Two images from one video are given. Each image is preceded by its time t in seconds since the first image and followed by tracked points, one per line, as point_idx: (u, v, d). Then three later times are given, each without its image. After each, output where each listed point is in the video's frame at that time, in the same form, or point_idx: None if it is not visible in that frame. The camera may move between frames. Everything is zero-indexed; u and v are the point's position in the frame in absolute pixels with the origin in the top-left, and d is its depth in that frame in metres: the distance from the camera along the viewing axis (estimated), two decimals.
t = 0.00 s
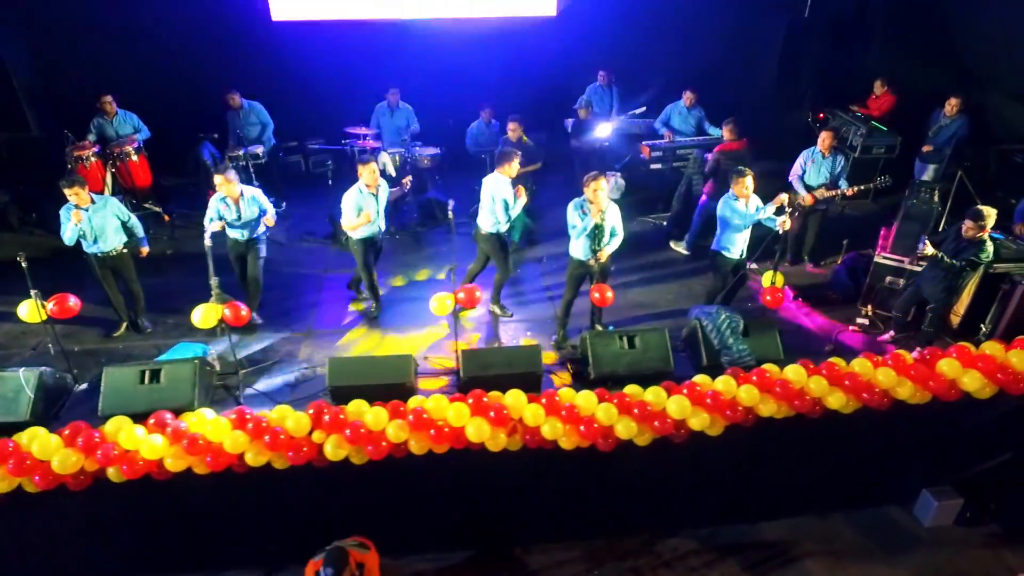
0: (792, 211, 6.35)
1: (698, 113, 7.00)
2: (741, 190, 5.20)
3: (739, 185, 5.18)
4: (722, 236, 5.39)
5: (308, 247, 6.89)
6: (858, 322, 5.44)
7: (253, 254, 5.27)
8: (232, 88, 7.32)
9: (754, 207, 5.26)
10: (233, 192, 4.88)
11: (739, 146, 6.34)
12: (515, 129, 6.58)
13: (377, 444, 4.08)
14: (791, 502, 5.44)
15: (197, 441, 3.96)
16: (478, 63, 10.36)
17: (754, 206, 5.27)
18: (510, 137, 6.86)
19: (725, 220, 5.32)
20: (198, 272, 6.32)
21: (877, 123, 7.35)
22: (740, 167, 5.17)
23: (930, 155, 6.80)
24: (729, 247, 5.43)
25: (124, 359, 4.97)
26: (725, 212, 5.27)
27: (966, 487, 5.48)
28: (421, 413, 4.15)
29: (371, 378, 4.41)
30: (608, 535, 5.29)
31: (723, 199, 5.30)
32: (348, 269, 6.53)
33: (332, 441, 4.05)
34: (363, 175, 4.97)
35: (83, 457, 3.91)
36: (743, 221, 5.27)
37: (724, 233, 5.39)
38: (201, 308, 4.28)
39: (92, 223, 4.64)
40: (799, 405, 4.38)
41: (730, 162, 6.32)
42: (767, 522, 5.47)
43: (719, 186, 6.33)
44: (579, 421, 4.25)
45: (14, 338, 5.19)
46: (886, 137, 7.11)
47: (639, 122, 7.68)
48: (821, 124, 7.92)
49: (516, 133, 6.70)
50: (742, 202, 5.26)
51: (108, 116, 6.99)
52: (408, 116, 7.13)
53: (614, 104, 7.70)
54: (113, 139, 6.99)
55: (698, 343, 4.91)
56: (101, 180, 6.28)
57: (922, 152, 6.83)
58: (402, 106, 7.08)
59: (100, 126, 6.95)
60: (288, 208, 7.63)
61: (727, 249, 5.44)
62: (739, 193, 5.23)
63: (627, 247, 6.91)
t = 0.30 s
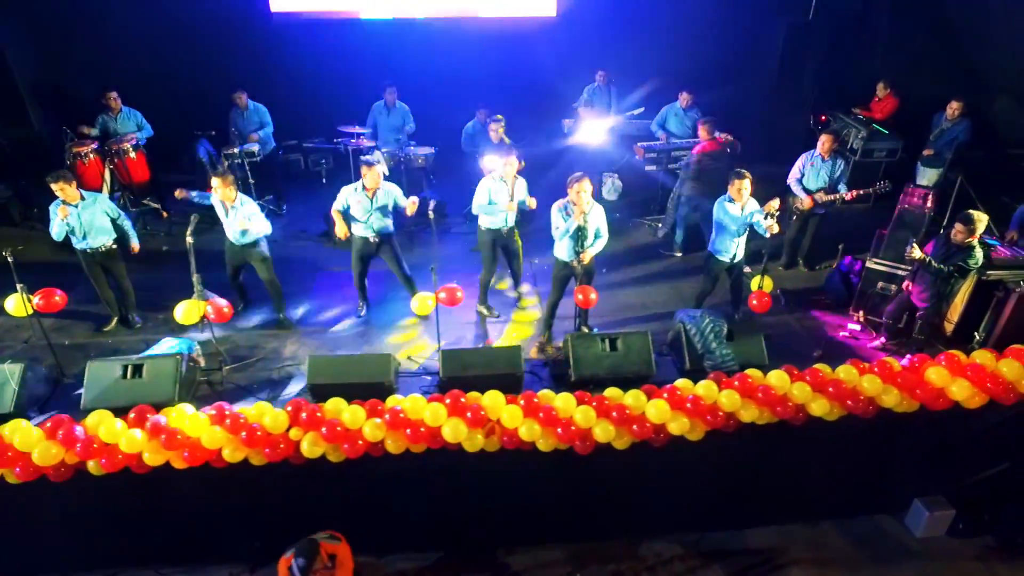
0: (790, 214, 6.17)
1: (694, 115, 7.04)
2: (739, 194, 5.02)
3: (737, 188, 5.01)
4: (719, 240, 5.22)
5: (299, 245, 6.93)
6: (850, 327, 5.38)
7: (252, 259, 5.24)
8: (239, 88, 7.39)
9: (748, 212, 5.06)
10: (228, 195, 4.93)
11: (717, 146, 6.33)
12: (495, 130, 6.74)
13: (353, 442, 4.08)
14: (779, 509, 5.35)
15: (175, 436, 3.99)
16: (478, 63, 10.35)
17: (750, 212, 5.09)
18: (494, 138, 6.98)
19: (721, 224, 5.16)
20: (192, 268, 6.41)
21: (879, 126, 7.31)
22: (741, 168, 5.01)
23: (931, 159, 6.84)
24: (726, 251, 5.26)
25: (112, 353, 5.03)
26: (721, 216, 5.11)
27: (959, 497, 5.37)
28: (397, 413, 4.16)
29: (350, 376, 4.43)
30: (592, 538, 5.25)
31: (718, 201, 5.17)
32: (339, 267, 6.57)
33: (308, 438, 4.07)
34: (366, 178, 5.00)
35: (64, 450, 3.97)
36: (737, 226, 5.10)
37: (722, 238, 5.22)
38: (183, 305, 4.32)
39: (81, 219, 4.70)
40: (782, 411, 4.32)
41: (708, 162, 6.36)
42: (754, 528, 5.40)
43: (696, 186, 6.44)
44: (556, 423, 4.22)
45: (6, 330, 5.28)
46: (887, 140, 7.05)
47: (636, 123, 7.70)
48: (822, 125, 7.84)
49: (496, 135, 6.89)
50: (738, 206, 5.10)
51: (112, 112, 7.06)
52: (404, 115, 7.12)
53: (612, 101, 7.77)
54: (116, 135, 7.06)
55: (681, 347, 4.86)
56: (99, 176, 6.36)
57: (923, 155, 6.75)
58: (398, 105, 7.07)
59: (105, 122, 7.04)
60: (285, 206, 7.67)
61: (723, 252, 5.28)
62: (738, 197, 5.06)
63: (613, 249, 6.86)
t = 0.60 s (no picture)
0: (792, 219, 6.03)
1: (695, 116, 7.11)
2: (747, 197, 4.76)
3: (747, 191, 4.75)
4: (725, 241, 5.04)
5: (296, 241, 6.99)
6: (845, 334, 5.30)
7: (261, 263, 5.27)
8: (251, 85, 7.33)
9: (752, 217, 4.79)
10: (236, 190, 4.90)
11: (695, 145, 6.55)
12: (485, 129, 6.72)
13: (333, 437, 4.10)
14: (772, 516, 5.15)
15: (158, 428, 4.04)
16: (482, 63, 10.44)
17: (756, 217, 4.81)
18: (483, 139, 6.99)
19: (727, 226, 4.95)
20: (191, 261, 6.53)
21: (887, 130, 7.23)
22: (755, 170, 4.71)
23: (938, 164, 6.74)
24: (732, 253, 5.07)
25: (107, 343, 5.14)
26: (726, 217, 4.89)
27: (961, 511, 5.14)
28: (377, 409, 4.17)
29: (335, 372, 4.46)
30: (577, 540, 5.12)
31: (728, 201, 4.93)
32: (335, 261, 6.63)
33: (289, 433, 4.10)
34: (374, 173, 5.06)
35: (51, 437, 4.04)
36: (738, 228, 4.88)
37: (727, 240, 5.02)
38: (172, 298, 4.38)
39: (78, 212, 4.81)
40: (767, 417, 4.24)
41: (688, 160, 6.57)
42: (746, 536, 5.21)
43: (677, 181, 6.61)
44: (536, 424, 4.21)
45: (7, 317, 5.42)
46: (895, 144, 6.96)
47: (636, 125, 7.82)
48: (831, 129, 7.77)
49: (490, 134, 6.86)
50: (744, 209, 4.84)
51: (128, 107, 7.18)
52: (406, 113, 7.14)
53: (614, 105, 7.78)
54: (128, 131, 7.19)
55: (668, 350, 4.83)
56: (105, 170, 6.52)
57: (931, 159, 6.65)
58: (400, 103, 7.09)
59: (118, 118, 7.19)
60: (287, 202, 7.76)
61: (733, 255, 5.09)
62: (745, 200, 4.80)
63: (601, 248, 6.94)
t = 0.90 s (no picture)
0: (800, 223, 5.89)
1: (704, 117, 7.11)
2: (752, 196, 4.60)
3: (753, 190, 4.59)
4: (730, 243, 4.87)
5: (305, 234, 7.11)
6: (848, 343, 5.13)
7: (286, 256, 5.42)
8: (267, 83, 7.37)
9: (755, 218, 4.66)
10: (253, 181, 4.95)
11: (679, 145, 6.35)
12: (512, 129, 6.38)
13: (322, 429, 4.15)
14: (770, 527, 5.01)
15: (153, 413, 4.13)
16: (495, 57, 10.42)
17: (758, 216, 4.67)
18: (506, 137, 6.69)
19: (731, 227, 4.80)
20: (201, 252, 6.69)
21: (905, 133, 7.07)
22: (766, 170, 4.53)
23: (956, 170, 6.53)
24: (736, 255, 4.89)
25: (113, 328, 5.30)
26: (730, 216, 4.76)
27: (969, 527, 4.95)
28: (365, 402, 4.20)
29: (327, 363, 4.52)
30: (569, 542, 5.08)
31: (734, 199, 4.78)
32: (338, 255, 6.73)
33: (279, 422, 4.16)
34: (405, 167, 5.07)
35: (52, 419, 4.18)
36: (739, 228, 4.74)
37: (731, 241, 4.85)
38: (171, 286, 4.46)
39: (88, 201, 4.93)
40: (759, 423, 4.17)
41: (672, 162, 6.36)
42: (742, 544, 5.10)
43: (663, 186, 6.39)
44: (524, 422, 4.20)
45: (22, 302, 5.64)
46: (915, 148, 6.79)
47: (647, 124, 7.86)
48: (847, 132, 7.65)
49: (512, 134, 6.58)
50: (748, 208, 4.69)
51: (149, 100, 7.26)
52: (415, 109, 7.21)
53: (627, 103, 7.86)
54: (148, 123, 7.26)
55: (662, 351, 4.76)
56: (122, 161, 6.71)
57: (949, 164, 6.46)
58: (410, 100, 7.17)
59: (140, 110, 7.25)
60: (298, 196, 7.90)
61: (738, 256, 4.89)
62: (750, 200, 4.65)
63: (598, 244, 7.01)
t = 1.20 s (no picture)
0: (817, 228, 5.77)
1: (724, 118, 7.10)
2: (756, 198, 4.58)
3: (755, 192, 4.57)
4: (737, 244, 4.84)
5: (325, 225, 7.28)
6: (861, 352, 5.04)
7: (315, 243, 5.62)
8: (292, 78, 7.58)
9: (761, 219, 4.64)
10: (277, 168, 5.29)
11: (670, 139, 6.42)
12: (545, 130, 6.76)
13: (321, 416, 4.22)
14: (779, 539, 4.82)
15: (160, 393, 4.26)
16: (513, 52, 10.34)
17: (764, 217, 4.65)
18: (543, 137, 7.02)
19: (739, 228, 4.79)
20: (222, 241, 6.91)
21: (936, 139, 6.95)
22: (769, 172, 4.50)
23: (989, 178, 6.27)
24: (743, 258, 4.84)
25: (132, 310, 5.52)
26: (737, 218, 4.75)
27: (993, 549, 4.67)
28: (364, 391, 4.26)
29: (330, 352, 4.61)
30: (569, 541, 5.01)
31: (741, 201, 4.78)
32: (354, 247, 6.83)
33: (280, 407, 4.26)
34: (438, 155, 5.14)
35: (67, 395, 4.36)
36: (746, 229, 4.72)
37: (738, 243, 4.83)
38: (184, 271, 4.59)
39: (111, 186, 5.12)
40: (759, 429, 4.08)
41: (662, 156, 6.45)
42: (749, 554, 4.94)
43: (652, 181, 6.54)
44: (519, 418, 4.20)
45: (53, 284, 5.94)
46: (946, 154, 6.64)
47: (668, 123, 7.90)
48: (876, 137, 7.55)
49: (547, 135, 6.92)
50: (754, 210, 4.67)
51: (175, 92, 7.59)
52: (434, 105, 7.35)
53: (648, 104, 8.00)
54: (174, 113, 7.58)
55: (665, 352, 4.71)
56: (151, 150, 6.98)
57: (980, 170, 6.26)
58: (429, 97, 7.33)
59: (167, 102, 7.59)
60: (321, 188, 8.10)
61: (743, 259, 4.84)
62: (754, 202, 4.62)
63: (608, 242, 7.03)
